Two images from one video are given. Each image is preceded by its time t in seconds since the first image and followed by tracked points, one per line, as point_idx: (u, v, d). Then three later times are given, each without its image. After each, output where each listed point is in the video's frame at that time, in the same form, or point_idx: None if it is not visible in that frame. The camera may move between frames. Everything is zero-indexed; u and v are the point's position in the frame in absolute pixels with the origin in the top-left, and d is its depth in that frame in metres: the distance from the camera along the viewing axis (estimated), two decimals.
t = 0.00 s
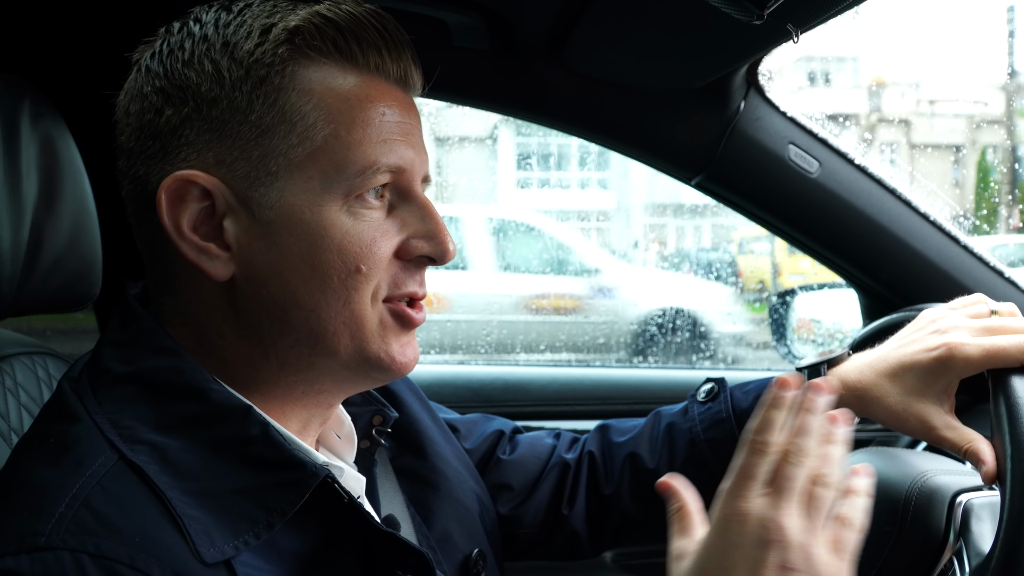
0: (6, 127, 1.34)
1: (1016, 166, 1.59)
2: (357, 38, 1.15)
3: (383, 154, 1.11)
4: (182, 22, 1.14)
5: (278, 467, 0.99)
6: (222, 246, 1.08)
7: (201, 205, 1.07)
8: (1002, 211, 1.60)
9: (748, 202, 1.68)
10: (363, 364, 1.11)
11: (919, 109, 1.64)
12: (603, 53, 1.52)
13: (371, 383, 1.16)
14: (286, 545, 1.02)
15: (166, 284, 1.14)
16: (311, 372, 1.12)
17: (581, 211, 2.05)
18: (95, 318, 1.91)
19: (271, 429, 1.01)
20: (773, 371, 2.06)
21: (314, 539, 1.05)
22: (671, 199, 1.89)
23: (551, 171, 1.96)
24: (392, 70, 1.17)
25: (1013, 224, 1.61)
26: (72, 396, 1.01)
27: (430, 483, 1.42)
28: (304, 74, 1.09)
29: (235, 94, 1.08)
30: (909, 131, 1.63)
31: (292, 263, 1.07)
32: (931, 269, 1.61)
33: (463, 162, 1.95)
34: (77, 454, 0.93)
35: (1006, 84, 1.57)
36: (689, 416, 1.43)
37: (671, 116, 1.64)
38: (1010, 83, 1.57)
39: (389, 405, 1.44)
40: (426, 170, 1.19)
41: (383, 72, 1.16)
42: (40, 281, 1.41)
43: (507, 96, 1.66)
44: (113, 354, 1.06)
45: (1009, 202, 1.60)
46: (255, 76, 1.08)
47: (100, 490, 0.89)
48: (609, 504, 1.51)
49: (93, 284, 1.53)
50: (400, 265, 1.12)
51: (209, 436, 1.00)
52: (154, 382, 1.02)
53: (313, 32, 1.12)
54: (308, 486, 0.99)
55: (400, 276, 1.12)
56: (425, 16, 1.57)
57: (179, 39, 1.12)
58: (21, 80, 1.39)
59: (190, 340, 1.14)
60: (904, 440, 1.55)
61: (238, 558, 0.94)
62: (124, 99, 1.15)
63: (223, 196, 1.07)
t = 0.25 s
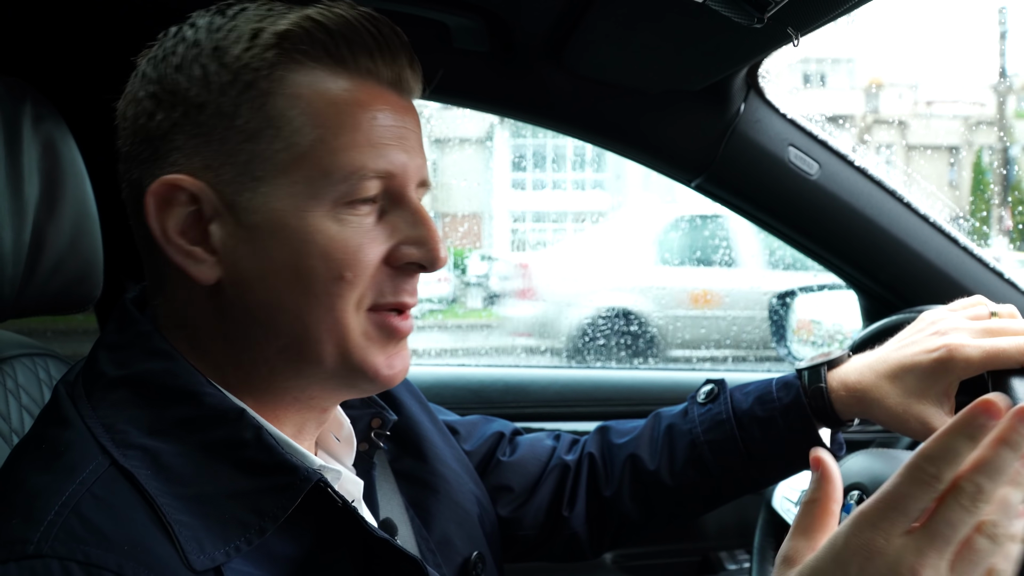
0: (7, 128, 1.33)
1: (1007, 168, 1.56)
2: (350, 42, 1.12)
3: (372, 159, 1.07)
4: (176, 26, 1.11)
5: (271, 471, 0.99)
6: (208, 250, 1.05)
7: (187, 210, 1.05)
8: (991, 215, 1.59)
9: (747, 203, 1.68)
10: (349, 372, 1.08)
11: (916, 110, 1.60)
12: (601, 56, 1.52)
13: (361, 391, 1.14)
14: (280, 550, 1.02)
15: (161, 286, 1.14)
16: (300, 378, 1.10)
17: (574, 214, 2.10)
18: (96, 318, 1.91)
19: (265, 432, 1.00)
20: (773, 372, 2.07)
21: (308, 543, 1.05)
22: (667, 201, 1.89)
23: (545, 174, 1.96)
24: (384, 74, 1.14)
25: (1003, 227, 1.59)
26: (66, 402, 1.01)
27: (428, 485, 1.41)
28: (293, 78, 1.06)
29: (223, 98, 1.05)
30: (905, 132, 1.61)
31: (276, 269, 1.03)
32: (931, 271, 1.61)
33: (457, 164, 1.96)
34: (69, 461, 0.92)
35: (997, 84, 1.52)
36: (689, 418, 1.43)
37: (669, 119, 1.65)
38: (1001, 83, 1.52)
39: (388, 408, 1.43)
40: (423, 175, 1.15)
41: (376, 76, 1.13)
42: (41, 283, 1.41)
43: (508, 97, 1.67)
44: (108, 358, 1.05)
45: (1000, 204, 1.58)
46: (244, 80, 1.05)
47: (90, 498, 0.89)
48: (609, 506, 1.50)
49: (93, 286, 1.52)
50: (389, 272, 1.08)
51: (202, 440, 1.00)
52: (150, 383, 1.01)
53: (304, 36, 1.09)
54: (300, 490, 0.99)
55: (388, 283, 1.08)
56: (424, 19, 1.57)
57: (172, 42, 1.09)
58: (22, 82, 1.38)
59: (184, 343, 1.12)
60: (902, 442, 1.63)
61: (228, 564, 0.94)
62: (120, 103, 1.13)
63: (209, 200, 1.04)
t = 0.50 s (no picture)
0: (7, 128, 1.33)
1: (1002, 167, 1.60)
2: (276, 46, 1.02)
3: (281, 174, 0.97)
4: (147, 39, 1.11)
5: (276, 471, 0.99)
6: (160, 259, 1.04)
7: (144, 220, 1.04)
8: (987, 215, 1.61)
9: (744, 202, 1.69)
10: (287, 396, 1.02)
11: (915, 112, 1.63)
12: (603, 56, 1.53)
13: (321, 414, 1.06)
14: (285, 549, 1.02)
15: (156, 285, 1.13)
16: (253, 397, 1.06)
17: (572, 215, 1.97)
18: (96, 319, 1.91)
19: (270, 432, 1.01)
20: (773, 373, 2.12)
21: (312, 543, 1.05)
22: (662, 202, 1.89)
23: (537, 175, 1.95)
24: (314, 78, 1.01)
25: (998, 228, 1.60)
26: (71, 400, 1.01)
27: (430, 486, 1.41)
28: (213, 88, 0.99)
29: (160, 112, 1.02)
30: (901, 133, 1.62)
31: (198, 288, 0.99)
32: (931, 272, 1.61)
33: (453, 164, 1.88)
34: (75, 458, 0.92)
35: (990, 86, 1.57)
36: (689, 419, 1.43)
37: (669, 119, 1.65)
38: (994, 85, 1.57)
39: (391, 409, 1.42)
40: (384, 181, 1.04)
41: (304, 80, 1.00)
42: (40, 284, 1.41)
43: (508, 99, 1.66)
44: (112, 356, 1.05)
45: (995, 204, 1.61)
46: (172, 93, 1.01)
47: (98, 493, 0.88)
48: (609, 508, 1.50)
49: (93, 287, 1.52)
50: (319, 295, 0.99)
51: (206, 439, 0.99)
52: (154, 384, 1.01)
53: (226, 44, 1.01)
54: (305, 490, 0.99)
55: (317, 308, 0.99)
56: (425, 20, 1.57)
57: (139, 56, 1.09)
58: (21, 83, 1.38)
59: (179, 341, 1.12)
60: (903, 441, 1.61)
61: (234, 562, 0.94)
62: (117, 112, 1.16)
63: (158, 209, 1.03)
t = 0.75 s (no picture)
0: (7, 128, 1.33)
1: (997, 166, 1.58)
2: (276, 49, 1.01)
3: (280, 179, 0.97)
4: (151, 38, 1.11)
5: (277, 472, 0.99)
6: (162, 260, 1.05)
7: (147, 219, 1.05)
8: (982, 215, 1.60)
9: (743, 202, 1.69)
10: (282, 400, 1.03)
11: (913, 113, 1.62)
12: (602, 56, 1.53)
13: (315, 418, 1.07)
14: (284, 550, 1.02)
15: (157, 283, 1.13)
16: (250, 400, 1.06)
17: (571, 215, 1.97)
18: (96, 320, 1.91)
19: (269, 433, 1.00)
20: (773, 374, 2.12)
21: (312, 544, 1.04)
22: (660, 203, 1.87)
23: (536, 177, 1.93)
24: (315, 82, 1.00)
25: (993, 230, 1.60)
26: (70, 401, 1.01)
27: (429, 487, 1.41)
28: (214, 92, 0.99)
29: (161, 113, 1.02)
30: (900, 134, 1.62)
31: (197, 290, 0.99)
32: (931, 272, 1.61)
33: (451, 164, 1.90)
34: (75, 458, 0.92)
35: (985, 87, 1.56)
36: (689, 419, 1.43)
37: (670, 119, 1.65)
38: (990, 86, 1.55)
39: (390, 410, 1.43)
40: (381, 185, 1.03)
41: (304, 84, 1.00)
42: (41, 284, 1.40)
43: (508, 99, 1.66)
44: (112, 357, 1.05)
45: (990, 206, 1.59)
46: (173, 95, 1.01)
47: (97, 495, 0.88)
48: (609, 508, 1.50)
49: (92, 288, 1.52)
50: (315, 299, 0.99)
51: (206, 440, 0.99)
52: (154, 384, 1.01)
53: (227, 47, 1.01)
54: (304, 491, 0.99)
55: (313, 312, 0.99)
56: (425, 20, 1.57)
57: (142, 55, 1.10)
58: (22, 83, 1.38)
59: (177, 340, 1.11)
60: (903, 442, 1.59)
61: (232, 563, 0.94)
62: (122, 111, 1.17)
63: (160, 210, 1.03)
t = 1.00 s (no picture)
0: (7, 128, 1.32)
1: (994, 167, 1.59)
2: (291, 31, 1.07)
3: (322, 148, 1.03)
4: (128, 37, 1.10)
5: (273, 472, 0.99)
6: (173, 252, 1.04)
7: (151, 215, 1.04)
8: (981, 216, 1.60)
9: (743, 203, 1.69)
10: (326, 366, 1.06)
11: (913, 114, 1.64)
12: (602, 57, 1.52)
13: (341, 385, 1.12)
14: (280, 551, 1.02)
15: (146, 286, 1.13)
16: (279, 376, 1.09)
17: (570, 217, 2.00)
18: (96, 320, 1.91)
19: (265, 434, 1.00)
20: (773, 375, 2.10)
21: (309, 545, 1.04)
22: (658, 204, 1.87)
23: (535, 177, 1.96)
24: (331, 58, 1.08)
25: (990, 230, 1.60)
26: (66, 404, 1.00)
27: (428, 487, 1.41)
28: (236, 74, 1.03)
29: (169, 101, 1.03)
30: (899, 135, 1.62)
31: (235, 267, 1.01)
32: (932, 273, 1.61)
33: (450, 166, 1.93)
34: (71, 461, 0.91)
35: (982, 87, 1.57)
36: (688, 420, 1.43)
37: (669, 120, 1.65)
38: (987, 87, 1.57)
39: (385, 410, 1.43)
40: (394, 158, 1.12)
41: (322, 59, 1.08)
42: (41, 284, 1.40)
43: (507, 100, 1.66)
44: (107, 360, 1.04)
45: (987, 208, 1.60)
46: (186, 81, 1.02)
47: (92, 499, 0.88)
48: (608, 509, 1.50)
49: (92, 289, 1.52)
50: (359, 262, 1.05)
51: (202, 442, 0.99)
52: (151, 386, 1.00)
53: (240, 31, 1.05)
54: (300, 492, 0.98)
55: (360, 273, 1.05)
56: (425, 20, 1.57)
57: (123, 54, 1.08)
58: (21, 83, 1.38)
59: (176, 341, 1.12)
60: (903, 443, 1.58)
61: (229, 565, 0.94)
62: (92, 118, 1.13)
63: (169, 202, 1.03)
